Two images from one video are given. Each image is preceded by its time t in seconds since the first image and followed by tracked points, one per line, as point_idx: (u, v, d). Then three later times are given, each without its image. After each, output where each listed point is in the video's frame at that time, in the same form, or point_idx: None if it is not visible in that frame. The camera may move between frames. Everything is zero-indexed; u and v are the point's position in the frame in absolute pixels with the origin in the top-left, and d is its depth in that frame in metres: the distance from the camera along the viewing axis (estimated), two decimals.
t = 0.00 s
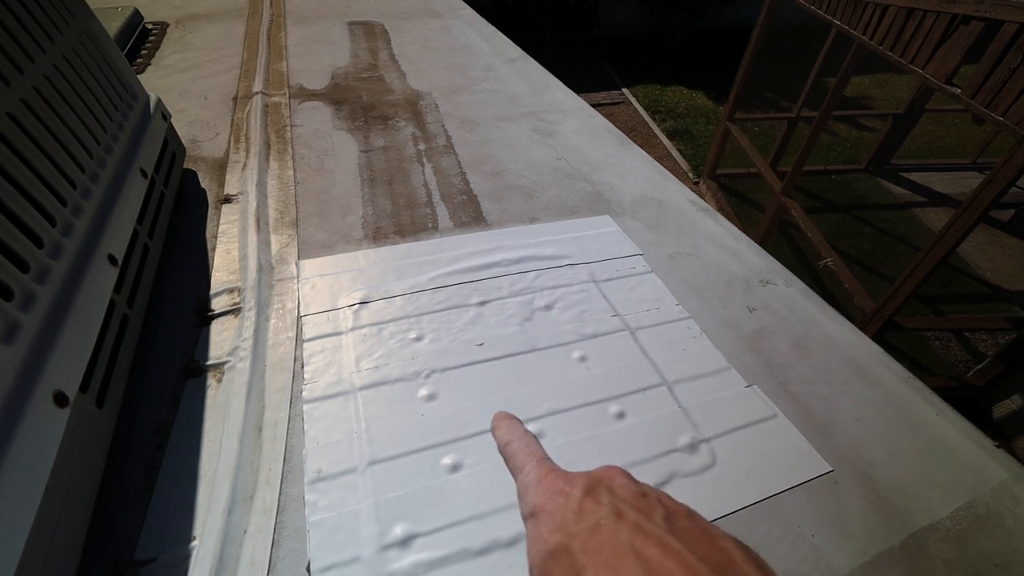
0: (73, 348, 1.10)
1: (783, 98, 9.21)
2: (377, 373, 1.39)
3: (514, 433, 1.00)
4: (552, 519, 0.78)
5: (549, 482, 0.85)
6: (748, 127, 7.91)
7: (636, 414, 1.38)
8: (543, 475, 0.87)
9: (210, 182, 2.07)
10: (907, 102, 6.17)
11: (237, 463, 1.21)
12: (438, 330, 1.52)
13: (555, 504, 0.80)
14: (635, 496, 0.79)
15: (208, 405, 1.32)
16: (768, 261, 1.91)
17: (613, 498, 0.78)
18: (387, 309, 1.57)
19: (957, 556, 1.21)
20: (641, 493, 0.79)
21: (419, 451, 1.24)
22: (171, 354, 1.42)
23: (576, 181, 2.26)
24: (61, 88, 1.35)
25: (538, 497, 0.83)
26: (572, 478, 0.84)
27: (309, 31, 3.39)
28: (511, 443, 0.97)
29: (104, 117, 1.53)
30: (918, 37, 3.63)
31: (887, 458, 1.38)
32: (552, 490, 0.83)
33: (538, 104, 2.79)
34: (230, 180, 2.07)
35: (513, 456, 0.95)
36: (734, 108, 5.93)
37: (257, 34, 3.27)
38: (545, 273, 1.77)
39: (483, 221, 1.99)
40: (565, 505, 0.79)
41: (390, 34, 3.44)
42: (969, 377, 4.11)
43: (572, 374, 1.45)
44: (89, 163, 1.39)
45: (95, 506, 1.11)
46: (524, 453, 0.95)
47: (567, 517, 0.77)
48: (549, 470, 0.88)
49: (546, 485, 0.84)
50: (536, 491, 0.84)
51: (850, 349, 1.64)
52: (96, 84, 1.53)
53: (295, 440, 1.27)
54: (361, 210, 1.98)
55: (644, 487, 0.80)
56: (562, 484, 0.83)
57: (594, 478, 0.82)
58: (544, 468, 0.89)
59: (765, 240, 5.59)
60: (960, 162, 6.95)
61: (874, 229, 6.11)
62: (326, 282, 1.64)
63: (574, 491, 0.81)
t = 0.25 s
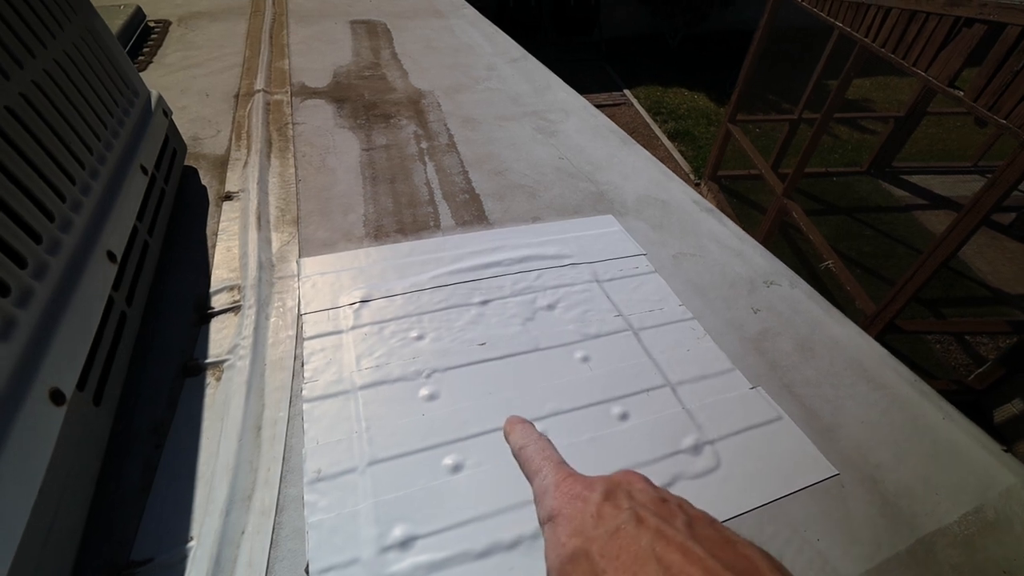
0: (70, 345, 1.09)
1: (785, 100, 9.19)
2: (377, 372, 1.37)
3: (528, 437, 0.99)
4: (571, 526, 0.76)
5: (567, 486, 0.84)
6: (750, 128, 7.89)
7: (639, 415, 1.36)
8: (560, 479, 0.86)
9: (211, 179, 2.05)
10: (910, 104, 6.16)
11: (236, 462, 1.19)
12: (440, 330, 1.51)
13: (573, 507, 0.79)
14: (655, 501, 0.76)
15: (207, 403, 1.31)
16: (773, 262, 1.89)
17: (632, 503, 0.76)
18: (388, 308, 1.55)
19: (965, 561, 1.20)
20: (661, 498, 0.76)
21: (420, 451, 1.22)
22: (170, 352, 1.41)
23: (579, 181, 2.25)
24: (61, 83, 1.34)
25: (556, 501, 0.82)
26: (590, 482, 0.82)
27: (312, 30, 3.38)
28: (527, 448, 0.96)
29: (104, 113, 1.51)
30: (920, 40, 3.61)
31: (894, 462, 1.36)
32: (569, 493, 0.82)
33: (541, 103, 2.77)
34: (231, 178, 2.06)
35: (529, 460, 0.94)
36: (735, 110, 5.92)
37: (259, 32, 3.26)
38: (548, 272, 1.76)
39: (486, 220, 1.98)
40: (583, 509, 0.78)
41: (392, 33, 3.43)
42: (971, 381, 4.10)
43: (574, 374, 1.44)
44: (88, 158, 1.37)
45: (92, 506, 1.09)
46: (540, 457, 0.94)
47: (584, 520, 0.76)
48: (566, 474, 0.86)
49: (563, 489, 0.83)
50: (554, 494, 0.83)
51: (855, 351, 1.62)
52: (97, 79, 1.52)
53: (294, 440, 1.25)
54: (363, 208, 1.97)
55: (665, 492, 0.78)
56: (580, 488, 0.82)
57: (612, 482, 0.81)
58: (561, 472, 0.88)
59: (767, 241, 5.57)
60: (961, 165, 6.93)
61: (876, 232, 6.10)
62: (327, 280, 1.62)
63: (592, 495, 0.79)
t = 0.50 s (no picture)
0: (63, 340, 1.08)
1: (785, 99, 9.18)
2: (374, 369, 1.37)
3: (526, 431, 0.98)
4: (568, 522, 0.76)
5: (565, 482, 0.84)
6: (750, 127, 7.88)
7: (636, 414, 1.36)
8: (558, 475, 0.85)
9: (208, 173, 2.04)
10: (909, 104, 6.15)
11: (230, 459, 1.19)
12: (437, 327, 1.50)
13: (571, 504, 0.79)
14: (652, 498, 0.75)
15: (202, 399, 1.30)
16: (771, 261, 1.89)
17: (630, 500, 0.76)
18: (385, 304, 1.55)
19: (959, 561, 1.20)
20: (659, 495, 0.76)
21: (416, 449, 1.22)
22: (165, 347, 1.40)
23: (578, 179, 2.24)
24: (55, 75, 1.32)
25: (554, 497, 0.82)
26: (588, 478, 0.82)
27: (311, 24, 3.36)
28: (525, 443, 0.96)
29: (99, 105, 1.50)
30: (921, 40, 3.60)
31: (890, 462, 1.36)
32: (567, 490, 0.81)
33: (540, 100, 2.76)
34: (228, 172, 2.04)
35: (526, 455, 0.94)
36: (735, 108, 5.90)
37: (258, 26, 3.24)
38: (546, 270, 1.75)
39: (484, 217, 1.97)
40: (581, 506, 0.78)
41: (392, 28, 3.41)
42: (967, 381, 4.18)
43: (571, 372, 1.43)
44: (83, 152, 1.36)
45: (85, 501, 1.09)
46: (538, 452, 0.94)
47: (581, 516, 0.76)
48: (564, 470, 0.86)
49: (561, 485, 0.83)
50: (551, 491, 0.83)
51: (852, 351, 1.62)
52: (92, 72, 1.51)
53: (290, 436, 1.24)
54: (360, 204, 1.96)
55: (663, 489, 0.77)
56: (578, 485, 0.82)
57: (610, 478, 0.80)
58: (559, 468, 0.88)
59: (766, 240, 5.57)
60: (960, 166, 6.93)
61: (874, 232, 6.10)
62: (324, 276, 1.61)
63: (590, 492, 0.79)
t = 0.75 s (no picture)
0: (60, 335, 1.09)
1: (784, 97, 9.18)
2: (371, 366, 1.37)
3: (526, 427, 1.01)
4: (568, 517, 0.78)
5: (565, 479, 0.86)
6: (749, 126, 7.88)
7: (632, 410, 1.37)
8: (559, 472, 0.88)
9: (206, 170, 2.04)
10: (908, 103, 6.16)
11: (228, 454, 1.19)
12: (434, 324, 1.51)
13: (571, 500, 0.80)
14: (653, 494, 0.76)
15: (200, 394, 1.31)
16: (768, 260, 1.90)
17: (630, 497, 0.77)
18: (382, 301, 1.55)
19: (950, 557, 1.21)
20: (659, 492, 0.77)
21: (412, 444, 1.23)
22: (162, 343, 1.41)
23: (575, 177, 2.24)
24: (52, 70, 1.32)
25: (554, 494, 0.84)
26: (588, 474, 0.83)
27: (309, 21, 3.35)
28: (525, 438, 0.99)
29: (97, 102, 1.50)
30: (921, 38, 3.60)
31: (883, 458, 1.38)
32: (567, 487, 0.83)
33: (539, 98, 2.76)
34: (226, 169, 2.05)
35: (527, 451, 0.96)
36: (735, 107, 5.90)
37: (256, 23, 3.24)
38: (543, 267, 1.76)
39: (481, 214, 1.98)
40: (581, 502, 0.79)
41: (390, 25, 3.41)
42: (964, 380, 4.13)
43: (567, 369, 1.44)
44: (80, 148, 1.36)
45: (82, 495, 1.09)
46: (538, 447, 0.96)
47: (580, 511, 0.78)
48: (564, 467, 0.88)
49: (561, 482, 0.85)
50: (552, 487, 0.85)
51: (847, 348, 1.63)
52: (90, 68, 1.51)
53: (287, 432, 1.25)
54: (358, 201, 1.96)
55: (663, 486, 0.78)
56: (578, 481, 0.83)
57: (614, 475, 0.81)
58: (559, 465, 0.90)
59: (764, 239, 5.58)
60: (959, 165, 6.94)
61: (872, 231, 6.11)
62: (321, 273, 1.62)
63: (590, 488, 0.81)
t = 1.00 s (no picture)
0: (64, 339, 1.09)
1: (785, 100, 9.19)
2: (372, 369, 1.38)
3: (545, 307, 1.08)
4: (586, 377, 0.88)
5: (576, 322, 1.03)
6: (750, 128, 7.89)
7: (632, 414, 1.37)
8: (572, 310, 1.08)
9: (208, 174, 2.05)
10: (909, 106, 6.16)
11: (230, 457, 1.20)
12: (435, 327, 1.51)
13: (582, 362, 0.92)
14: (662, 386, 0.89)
15: (202, 398, 1.31)
16: (768, 263, 1.90)
17: (642, 383, 0.88)
18: (384, 305, 1.56)
19: (950, 560, 1.21)
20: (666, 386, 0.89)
21: (414, 447, 1.23)
22: (165, 346, 1.41)
23: (576, 180, 2.25)
24: (57, 76, 1.34)
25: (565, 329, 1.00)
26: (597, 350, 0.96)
27: (311, 25, 3.37)
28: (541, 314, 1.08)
29: (101, 106, 1.51)
30: (921, 41, 3.61)
31: (884, 462, 1.38)
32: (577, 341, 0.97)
33: (540, 101, 2.77)
34: (229, 173, 2.06)
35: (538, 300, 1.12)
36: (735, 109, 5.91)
37: (258, 27, 3.26)
38: (544, 271, 1.76)
39: (482, 218, 1.98)
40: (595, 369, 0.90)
41: (392, 29, 3.43)
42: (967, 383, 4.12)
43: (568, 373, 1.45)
44: (84, 152, 1.38)
45: (85, 498, 1.10)
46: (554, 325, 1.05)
47: (595, 382, 0.86)
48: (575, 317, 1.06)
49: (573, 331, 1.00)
50: (563, 320, 1.02)
51: (847, 352, 1.63)
52: (94, 73, 1.52)
53: (288, 435, 1.26)
54: (360, 205, 1.97)
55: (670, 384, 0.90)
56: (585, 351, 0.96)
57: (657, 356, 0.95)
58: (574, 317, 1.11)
59: (765, 242, 5.58)
60: (960, 167, 6.94)
61: (874, 233, 6.11)
62: (323, 277, 1.63)
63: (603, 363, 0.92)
